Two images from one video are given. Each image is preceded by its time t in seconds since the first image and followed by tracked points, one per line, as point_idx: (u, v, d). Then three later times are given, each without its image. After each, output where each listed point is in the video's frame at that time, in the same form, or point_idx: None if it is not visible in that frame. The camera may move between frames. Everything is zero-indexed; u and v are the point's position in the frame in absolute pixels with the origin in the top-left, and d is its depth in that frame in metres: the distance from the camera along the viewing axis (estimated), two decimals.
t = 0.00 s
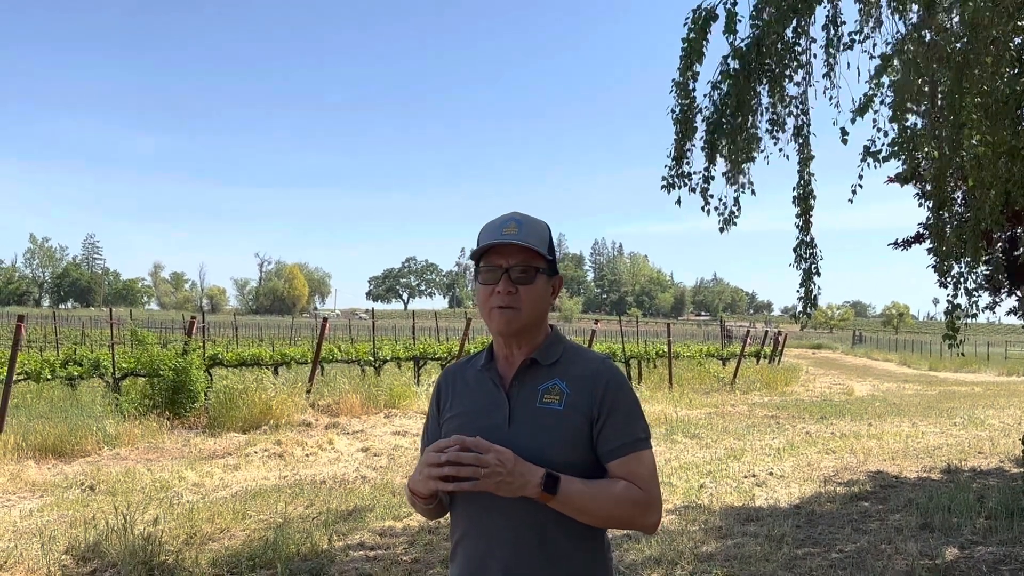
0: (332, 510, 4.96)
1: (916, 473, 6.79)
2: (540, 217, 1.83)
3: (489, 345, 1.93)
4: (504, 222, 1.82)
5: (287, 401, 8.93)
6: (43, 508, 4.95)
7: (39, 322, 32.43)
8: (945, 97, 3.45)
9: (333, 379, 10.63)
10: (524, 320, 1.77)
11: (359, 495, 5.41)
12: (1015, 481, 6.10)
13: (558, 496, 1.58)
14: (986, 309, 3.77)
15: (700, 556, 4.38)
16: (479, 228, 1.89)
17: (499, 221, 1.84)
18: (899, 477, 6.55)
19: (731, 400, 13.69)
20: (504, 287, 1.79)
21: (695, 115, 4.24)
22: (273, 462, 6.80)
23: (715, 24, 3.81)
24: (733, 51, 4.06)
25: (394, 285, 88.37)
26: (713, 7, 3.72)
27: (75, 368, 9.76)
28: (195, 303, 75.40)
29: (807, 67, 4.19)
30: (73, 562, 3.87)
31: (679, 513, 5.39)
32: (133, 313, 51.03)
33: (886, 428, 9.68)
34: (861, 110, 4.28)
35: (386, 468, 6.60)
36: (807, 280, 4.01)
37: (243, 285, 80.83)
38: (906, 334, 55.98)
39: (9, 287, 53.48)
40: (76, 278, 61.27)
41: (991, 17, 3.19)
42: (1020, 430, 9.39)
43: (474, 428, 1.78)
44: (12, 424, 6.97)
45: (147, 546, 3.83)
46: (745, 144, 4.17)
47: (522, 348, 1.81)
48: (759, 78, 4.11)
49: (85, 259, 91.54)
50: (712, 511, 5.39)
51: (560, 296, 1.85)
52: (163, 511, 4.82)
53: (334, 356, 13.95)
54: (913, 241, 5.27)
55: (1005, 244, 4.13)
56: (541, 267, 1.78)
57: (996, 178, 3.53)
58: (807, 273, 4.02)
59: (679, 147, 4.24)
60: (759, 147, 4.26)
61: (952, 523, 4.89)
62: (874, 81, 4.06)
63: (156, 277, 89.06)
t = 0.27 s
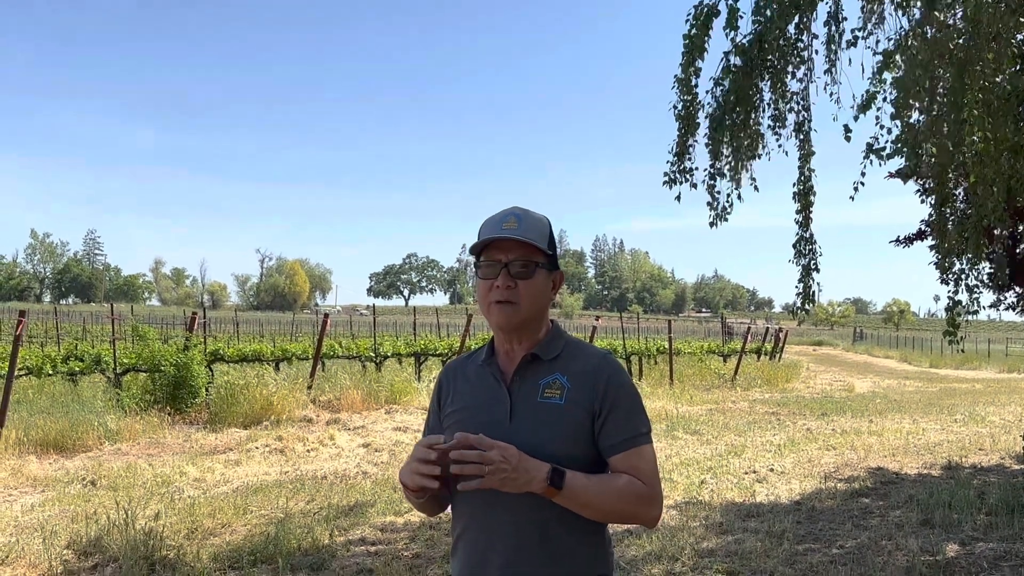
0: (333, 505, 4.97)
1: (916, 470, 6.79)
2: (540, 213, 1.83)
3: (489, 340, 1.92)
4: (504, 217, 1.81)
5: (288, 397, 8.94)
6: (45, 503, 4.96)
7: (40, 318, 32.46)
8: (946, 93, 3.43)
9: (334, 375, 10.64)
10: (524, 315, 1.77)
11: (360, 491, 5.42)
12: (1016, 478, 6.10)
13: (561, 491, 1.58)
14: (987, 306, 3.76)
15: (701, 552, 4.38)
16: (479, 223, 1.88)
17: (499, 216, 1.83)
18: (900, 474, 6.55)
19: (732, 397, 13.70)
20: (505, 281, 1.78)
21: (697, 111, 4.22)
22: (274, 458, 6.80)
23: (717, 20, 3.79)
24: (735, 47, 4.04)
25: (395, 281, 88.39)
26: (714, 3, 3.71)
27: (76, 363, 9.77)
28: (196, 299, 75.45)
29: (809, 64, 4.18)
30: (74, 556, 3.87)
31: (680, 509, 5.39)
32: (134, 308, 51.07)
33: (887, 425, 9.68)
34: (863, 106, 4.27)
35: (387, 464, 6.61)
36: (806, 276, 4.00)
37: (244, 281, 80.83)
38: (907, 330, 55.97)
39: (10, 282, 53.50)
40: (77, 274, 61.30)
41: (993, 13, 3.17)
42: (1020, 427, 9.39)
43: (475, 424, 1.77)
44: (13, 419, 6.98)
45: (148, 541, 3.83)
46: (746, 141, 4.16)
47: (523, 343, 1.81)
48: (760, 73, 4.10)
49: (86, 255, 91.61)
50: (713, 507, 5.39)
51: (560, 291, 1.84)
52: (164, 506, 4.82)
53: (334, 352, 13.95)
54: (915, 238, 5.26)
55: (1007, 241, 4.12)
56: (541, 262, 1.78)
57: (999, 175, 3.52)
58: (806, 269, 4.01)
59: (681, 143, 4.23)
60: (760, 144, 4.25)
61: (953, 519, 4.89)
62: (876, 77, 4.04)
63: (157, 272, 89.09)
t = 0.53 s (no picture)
0: (334, 500, 4.98)
1: (917, 466, 6.79)
2: (539, 207, 1.81)
3: (489, 336, 1.91)
4: (504, 212, 1.80)
5: (289, 392, 8.95)
6: (46, 497, 4.97)
7: (41, 314, 32.49)
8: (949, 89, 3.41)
9: (335, 369, 10.64)
10: (524, 310, 1.76)
11: (361, 486, 5.43)
12: (1017, 474, 6.10)
13: (562, 489, 1.57)
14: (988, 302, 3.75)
15: (701, 547, 4.39)
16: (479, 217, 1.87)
17: (498, 210, 1.82)
18: (900, 470, 6.55)
19: (732, 393, 13.71)
20: (504, 276, 1.77)
21: (700, 107, 4.21)
22: (275, 453, 6.81)
23: (719, 16, 3.77)
24: (737, 42, 4.02)
25: (395, 277, 88.37)
26: None
27: (77, 358, 9.77)
28: (197, 294, 75.51)
29: (811, 59, 4.16)
30: (75, 550, 3.88)
31: (680, 504, 5.40)
32: (135, 303, 51.15)
33: (887, 421, 9.68)
34: (864, 102, 4.25)
35: (388, 459, 6.62)
36: (805, 272, 3.99)
37: (245, 276, 80.85)
38: (908, 327, 55.92)
39: (11, 277, 53.54)
40: (78, 268, 61.34)
41: (996, 9, 3.15)
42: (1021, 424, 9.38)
43: (476, 421, 1.77)
44: (14, 413, 6.99)
45: (149, 536, 3.83)
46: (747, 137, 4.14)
47: (522, 338, 1.80)
48: (762, 70, 4.08)
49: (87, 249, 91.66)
50: (713, 503, 5.39)
51: (560, 286, 1.83)
52: (165, 501, 4.83)
53: (335, 347, 13.96)
54: (915, 233, 5.25)
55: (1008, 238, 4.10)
56: (540, 257, 1.77)
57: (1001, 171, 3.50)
58: (804, 265, 4.00)
59: (685, 140, 4.21)
60: (763, 140, 4.23)
61: (953, 515, 4.89)
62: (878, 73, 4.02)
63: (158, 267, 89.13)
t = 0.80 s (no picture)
0: (335, 493, 4.99)
1: (917, 461, 6.80)
2: (539, 200, 1.81)
3: (490, 330, 1.91)
4: (505, 205, 1.80)
5: (290, 386, 8.96)
6: (48, 490, 4.99)
7: (42, 307, 32.52)
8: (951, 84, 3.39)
9: (336, 363, 10.64)
10: (526, 304, 1.76)
11: (362, 479, 5.44)
12: (1017, 469, 6.10)
13: (562, 482, 1.57)
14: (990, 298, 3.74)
15: (701, 541, 4.40)
16: (480, 211, 1.86)
17: (499, 204, 1.81)
18: (900, 465, 6.56)
19: (733, 387, 13.71)
20: (506, 270, 1.77)
21: (703, 103, 4.19)
22: (276, 446, 6.83)
23: (722, 11, 3.75)
24: (739, 37, 4.01)
25: (397, 271, 88.38)
26: None
27: (79, 351, 9.78)
28: (198, 287, 75.57)
29: (813, 54, 4.14)
30: (77, 543, 3.89)
31: (681, 499, 5.41)
32: (136, 296, 51.22)
33: (888, 416, 9.69)
34: (865, 97, 4.23)
35: (389, 453, 6.63)
36: (805, 267, 3.98)
37: (246, 270, 80.88)
38: (909, 322, 55.89)
39: (13, 270, 53.59)
40: (79, 262, 61.38)
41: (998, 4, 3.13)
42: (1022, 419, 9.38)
43: (476, 415, 1.77)
44: (16, 406, 7.01)
45: (150, 529, 3.84)
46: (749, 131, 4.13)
47: (523, 331, 1.80)
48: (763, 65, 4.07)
49: (89, 243, 91.73)
50: (714, 497, 5.40)
51: (560, 279, 1.83)
52: (166, 494, 4.85)
53: (336, 341, 13.97)
54: (916, 226, 5.24)
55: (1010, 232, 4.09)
56: (541, 250, 1.77)
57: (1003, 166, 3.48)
58: (805, 259, 3.99)
59: (688, 135, 4.20)
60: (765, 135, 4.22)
61: (953, 510, 4.90)
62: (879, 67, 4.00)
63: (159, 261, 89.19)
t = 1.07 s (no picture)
0: (337, 486, 5.00)
1: (919, 455, 6.80)
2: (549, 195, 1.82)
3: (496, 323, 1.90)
4: (514, 198, 1.79)
5: (292, 379, 8.97)
6: (51, 483, 5.00)
7: (44, 300, 32.56)
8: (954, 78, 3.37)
9: (337, 357, 10.65)
10: (538, 296, 1.76)
11: (364, 472, 5.45)
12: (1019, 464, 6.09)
13: (567, 475, 1.57)
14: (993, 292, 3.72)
15: (703, 535, 4.40)
16: (487, 205, 1.85)
17: (508, 197, 1.81)
18: (902, 459, 6.55)
19: (734, 382, 13.72)
20: (519, 263, 1.76)
21: (706, 96, 4.17)
22: (278, 439, 6.84)
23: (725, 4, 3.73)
24: (742, 31, 3.99)
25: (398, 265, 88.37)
26: None
27: (81, 344, 9.79)
28: (200, 281, 75.61)
29: (816, 47, 4.11)
30: (80, 535, 3.90)
31: (682, 492, 5.41)
32: (138, 290, 51.27)
33: (890, 410, 9.68)
34: (868, 91, 4.21)
35: (391, 446, 6.64)
36: (811, 261, 3.96)
37: (247, 263, 80.92)
38: (911, 317, 55.83)
39: (15, 263, 53.65)
40: (81, 255, 61.43)
41: None
42: None
43: (483, 408, 1.76)
44: (18, 399, 7.02)
45: (153, 521, 3.85)
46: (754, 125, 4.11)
47: (532, 324, 1.79)
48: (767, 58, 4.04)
49: (90, 236, 91.78)
50: (715, 491, 5.41)
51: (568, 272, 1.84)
52: (169, 486, 4.85)
53: (338, 335, 13.98)
54: (918, 221, 5.22)
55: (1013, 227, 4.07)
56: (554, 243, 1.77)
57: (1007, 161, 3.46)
58: (810, 253, 3.97)
59: (691, 129, 4.17)
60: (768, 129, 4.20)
61: (955, 504, 4.90)
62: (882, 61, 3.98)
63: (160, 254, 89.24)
